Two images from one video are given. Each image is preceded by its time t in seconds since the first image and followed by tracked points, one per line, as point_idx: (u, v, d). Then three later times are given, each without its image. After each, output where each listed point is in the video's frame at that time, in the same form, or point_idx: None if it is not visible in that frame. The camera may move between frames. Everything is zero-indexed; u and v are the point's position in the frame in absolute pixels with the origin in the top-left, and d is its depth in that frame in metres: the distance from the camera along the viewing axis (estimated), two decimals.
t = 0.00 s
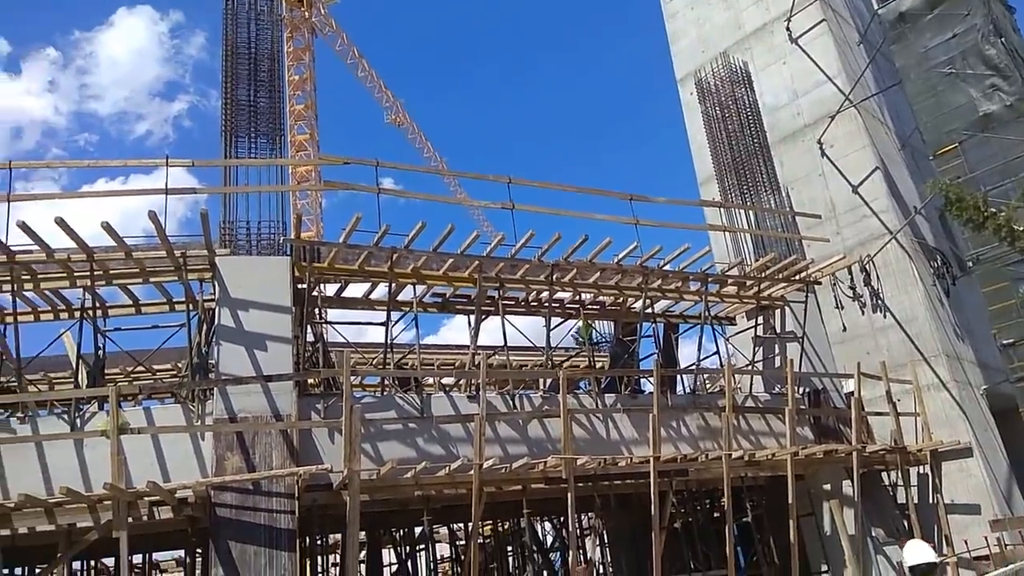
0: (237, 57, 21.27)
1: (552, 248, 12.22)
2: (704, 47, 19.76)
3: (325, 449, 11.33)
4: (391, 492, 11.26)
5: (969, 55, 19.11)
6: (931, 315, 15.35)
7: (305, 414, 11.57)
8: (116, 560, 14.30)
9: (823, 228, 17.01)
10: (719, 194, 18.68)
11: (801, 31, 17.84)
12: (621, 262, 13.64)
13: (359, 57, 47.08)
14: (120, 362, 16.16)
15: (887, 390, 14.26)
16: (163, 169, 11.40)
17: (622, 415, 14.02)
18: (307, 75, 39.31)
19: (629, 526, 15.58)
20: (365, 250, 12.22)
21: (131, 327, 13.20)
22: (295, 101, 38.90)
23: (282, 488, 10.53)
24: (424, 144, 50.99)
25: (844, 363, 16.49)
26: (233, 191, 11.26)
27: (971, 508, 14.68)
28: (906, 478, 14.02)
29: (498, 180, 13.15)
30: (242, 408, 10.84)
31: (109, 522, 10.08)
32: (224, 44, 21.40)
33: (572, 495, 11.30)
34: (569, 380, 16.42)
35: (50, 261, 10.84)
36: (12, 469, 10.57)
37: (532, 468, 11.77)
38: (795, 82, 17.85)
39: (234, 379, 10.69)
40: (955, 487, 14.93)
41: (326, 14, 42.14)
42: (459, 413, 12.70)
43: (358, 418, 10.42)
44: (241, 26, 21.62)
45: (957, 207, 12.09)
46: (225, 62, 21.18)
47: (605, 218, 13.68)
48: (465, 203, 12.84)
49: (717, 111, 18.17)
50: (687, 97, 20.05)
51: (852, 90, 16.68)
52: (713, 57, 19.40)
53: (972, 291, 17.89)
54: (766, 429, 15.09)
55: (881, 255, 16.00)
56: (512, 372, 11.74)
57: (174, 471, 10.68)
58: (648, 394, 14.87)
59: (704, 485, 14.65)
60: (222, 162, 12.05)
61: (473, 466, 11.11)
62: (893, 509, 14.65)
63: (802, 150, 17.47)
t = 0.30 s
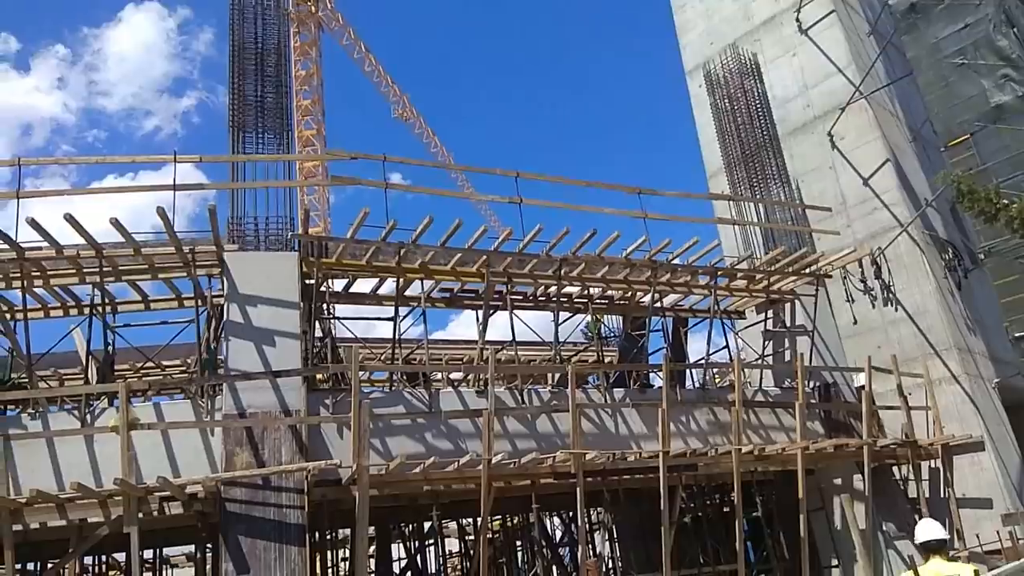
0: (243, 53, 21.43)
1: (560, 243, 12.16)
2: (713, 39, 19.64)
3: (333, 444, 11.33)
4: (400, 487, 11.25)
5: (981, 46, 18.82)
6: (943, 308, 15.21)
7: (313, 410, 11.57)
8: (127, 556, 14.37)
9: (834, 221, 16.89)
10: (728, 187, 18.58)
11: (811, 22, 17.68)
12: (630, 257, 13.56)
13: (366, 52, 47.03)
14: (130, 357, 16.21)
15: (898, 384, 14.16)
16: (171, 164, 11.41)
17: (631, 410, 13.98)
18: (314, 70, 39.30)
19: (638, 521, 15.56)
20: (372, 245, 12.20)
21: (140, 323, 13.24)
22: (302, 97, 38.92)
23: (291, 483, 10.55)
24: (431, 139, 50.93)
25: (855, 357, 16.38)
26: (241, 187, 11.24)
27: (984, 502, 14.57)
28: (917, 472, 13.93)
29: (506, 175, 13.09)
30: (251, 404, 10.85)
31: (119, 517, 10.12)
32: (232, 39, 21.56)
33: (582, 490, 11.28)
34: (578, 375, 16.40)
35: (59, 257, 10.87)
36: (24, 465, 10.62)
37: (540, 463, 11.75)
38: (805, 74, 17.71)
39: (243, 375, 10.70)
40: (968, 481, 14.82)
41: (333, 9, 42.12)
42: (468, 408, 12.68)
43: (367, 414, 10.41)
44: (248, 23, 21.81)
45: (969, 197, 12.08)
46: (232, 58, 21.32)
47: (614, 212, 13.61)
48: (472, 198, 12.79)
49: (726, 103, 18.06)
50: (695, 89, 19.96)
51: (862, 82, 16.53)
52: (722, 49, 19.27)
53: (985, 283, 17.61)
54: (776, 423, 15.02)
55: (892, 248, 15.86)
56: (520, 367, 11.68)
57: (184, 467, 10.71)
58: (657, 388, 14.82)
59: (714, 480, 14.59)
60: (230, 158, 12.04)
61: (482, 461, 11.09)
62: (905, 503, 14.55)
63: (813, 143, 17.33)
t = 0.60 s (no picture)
0: (253, 55, 21.54)
1: (570, 241, 12.15)
2: (721, 34, 19.57)
3: (345, 443, 11.37)
4: (412, 485, 11.28)
5: (992, 39, 18.63)
6: (956, 303, 15.10)
7: (325, 409, 11.60)
8: (141, 555, 14.48)
9: (845, 216, 16.78)
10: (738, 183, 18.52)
11: (820, 16, 17.58)
12: (640, 254, 13.53)
13: (374, 51, 47.11)
14: (144, 358, 16.32)
15: (911, 380, 14.08)
16: (182, 166, 11.48)
17: (642, 407, 13.95)
18: (322, 71, 39.41)
19: (650, 518, 15.56)
20: (382, 244, 12.23)
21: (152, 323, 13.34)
22: (311, 97, 39.04)
23: (304, 482, 10.61)
24: (440, 138, 50.99)
25: (867, 353, 16.29)
26: (251, 187, 11.29)
27: (999, 498, 14.47)
28: (931, 468, 13.85)
29: (515, 173, 13.10)
30: (263, 404, 10.91)
31: (134, 517, 10.19)
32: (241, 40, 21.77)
33: (593, 488, 11.28)
34: (589, 373, 16.41)
35: (71, 259, 10.95)
36: (39, 466, 10.72)
37: (552, 461, 11.76)
38: (814, 68, 17.61)
39: (255, 374, 10.76)
40: (982, 477, 14.71)
41: (341, 9, 42.20)
42: (479, 406, 12.69)
43: (378, 413, 10.45)
44: (256, 23, 22.10)
45: (982, 192, 12.26)
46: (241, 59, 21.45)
47: (623, 209, 13.58)
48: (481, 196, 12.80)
49: (736, 99, 18.00)
50: (704, 85, 19.90)
51: (872, 76, 16.42)
52: (731, 44, 19.20)
53: (997, 277, 17.44)
54: (789, 420, 14.97)
55: (904, 242, 15.75)
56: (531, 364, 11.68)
57: (198, 466, 10.78)
58: (668, 385, 14.81)
59: (726, 477, 14.55)
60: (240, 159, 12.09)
61: (494, 459, 11.12)
62: (919, 499, 14.46)
63: (823, 137, 17.22)
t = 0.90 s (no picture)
0: (263, 54, 22.17)
1: (582, 238, 12.14)
2: (734, 30, 19.48)
3: (358, 441, 11.41)
4: (425, 483, 11.31)
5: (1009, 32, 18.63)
6: (973, 299, 14.94)
7: (339, 407, 11.65)
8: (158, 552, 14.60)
9: (860, 212, 16.65)
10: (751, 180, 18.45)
11: (833, 11, 17.46)
12: (652, 251, 13.49)
13: (386, 51, 47.20)
14: (159, 357, 16.45)
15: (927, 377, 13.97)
16: (196, 166, 11.56)
17: (655, 405, 13.92)
18: (335, 70, 39.52)
19: (664, 515, 15.58)
20: (395, 243, 12.26)
21: (168, 323, 13.44)
22: (324, 97, 39.17)
23: (318, 480, 10.66)
24: (452, 137, 51.04)
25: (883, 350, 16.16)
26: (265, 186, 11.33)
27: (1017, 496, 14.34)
28: (948, 466, 13.75)
29: (527, 171, 13.10)
30: (277, 402, 10.98)
31: (150, 515, 10.28)
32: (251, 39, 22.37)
33: (606, 486, 11.28)
34: (602, 370, 16.40)
35: (87, 260, 11.05)
36: (56, 464, 10.83)
37: (565, 459, 11.77)
38: (828, 64, 17.49)
39: (269, 373, 10.82)
40: (1000, 474, 14.58)
41: (353, 9, 42.30)
42: (492, 404, 12.70)
43: (392, 411, 10.49)
44: (267, 21, 22.34)
45: (998, 187, 12.51)
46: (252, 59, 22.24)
47: (635, 206, 13.55)
48: (493, 194, 12.81)
49: (749, 95, 17.93)
50: (717, 81, 19.84)
51: (887, 71, 16.29)
52: (744, 40, 19.11)
53: (1014, 273, 17.25)
54: (804, 418, 14.89)
55: (919, 239, 15.59)
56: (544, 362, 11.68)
57: (213, 464, 10.86)
58: (682, 383, 14.66)
59: (740, 475, 14.49)
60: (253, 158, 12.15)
61: (507, 457, 11.14)
62: (935, 497, 14.35)
63: (837, 133, 17.10)
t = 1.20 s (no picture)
0: (281, 55, 25.11)
1: (597, 234, 12.10)
2: (749, 23, 19.36)
3: (376, 438, 11.45)
4: (442, 480, 11.34)
5: None
6: (994, 292, 14.78)
7: (356, 405, 11.70)
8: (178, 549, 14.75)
9: (879, 205, 16.47)
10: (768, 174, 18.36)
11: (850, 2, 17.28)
12: (668, 246, 13.43)
13: (400, 49, 47.30)
14: (179, 356, 16.61)
15: (947, 371, 13.82)
16: (213, 166, 11.65)
17: (672, 401, 13.87)
18: (349, 70, 39.68)
19: (682, 512, 15.52)
20: (410, 241, 12.28)
21: (187, 322, 13.56)
22: (339, 96, 39.35)
23: (336, 477, 10.71)
24: (467, 135, 51.06)
25: (903, 344, 16.01)
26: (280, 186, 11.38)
27: None
28: (969, 460, 13.60)
29: (541, 167, 13.08)
30: (295, 399, 11.05)
31: (170, 512, 10.38)
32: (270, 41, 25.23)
33: (624, 482, 11.26)
34: (618, 366, 16.39)
35: (107, 259, 11.16)
36: (78, 462, 10.96)
37: (581, 455, 11.77)
38: (845, 55, 17.31)
39: (287, 371, 10.89)
40: None
41: (367, 8, 42.40)
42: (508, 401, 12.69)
43: (409, 407, 10.52)
44: (284, 24, 25.44)
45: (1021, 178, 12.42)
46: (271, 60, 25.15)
47: (651, 201, 13.49)
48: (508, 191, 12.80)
49: (765, 88, 17.83)
50: (733, 75, 19.72)
51: (905, 62, 16.10)
52: (759, 33, 18.99)
53: None
54: (823, 413, 14.78)
55: (939, 231, 15.43)
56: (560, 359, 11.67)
57: (233, 462, 10.95)
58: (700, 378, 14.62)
59: (759, 471, 14.40)
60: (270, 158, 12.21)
61: (523, 453, 11.15)
62: (957, 492, 14.20)
63: (856, 125, 16.92)
